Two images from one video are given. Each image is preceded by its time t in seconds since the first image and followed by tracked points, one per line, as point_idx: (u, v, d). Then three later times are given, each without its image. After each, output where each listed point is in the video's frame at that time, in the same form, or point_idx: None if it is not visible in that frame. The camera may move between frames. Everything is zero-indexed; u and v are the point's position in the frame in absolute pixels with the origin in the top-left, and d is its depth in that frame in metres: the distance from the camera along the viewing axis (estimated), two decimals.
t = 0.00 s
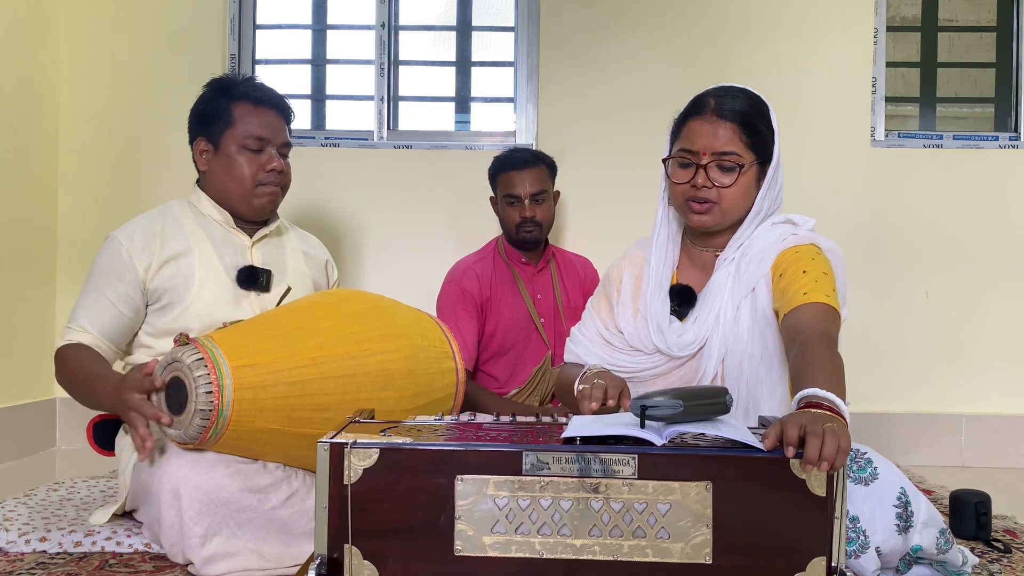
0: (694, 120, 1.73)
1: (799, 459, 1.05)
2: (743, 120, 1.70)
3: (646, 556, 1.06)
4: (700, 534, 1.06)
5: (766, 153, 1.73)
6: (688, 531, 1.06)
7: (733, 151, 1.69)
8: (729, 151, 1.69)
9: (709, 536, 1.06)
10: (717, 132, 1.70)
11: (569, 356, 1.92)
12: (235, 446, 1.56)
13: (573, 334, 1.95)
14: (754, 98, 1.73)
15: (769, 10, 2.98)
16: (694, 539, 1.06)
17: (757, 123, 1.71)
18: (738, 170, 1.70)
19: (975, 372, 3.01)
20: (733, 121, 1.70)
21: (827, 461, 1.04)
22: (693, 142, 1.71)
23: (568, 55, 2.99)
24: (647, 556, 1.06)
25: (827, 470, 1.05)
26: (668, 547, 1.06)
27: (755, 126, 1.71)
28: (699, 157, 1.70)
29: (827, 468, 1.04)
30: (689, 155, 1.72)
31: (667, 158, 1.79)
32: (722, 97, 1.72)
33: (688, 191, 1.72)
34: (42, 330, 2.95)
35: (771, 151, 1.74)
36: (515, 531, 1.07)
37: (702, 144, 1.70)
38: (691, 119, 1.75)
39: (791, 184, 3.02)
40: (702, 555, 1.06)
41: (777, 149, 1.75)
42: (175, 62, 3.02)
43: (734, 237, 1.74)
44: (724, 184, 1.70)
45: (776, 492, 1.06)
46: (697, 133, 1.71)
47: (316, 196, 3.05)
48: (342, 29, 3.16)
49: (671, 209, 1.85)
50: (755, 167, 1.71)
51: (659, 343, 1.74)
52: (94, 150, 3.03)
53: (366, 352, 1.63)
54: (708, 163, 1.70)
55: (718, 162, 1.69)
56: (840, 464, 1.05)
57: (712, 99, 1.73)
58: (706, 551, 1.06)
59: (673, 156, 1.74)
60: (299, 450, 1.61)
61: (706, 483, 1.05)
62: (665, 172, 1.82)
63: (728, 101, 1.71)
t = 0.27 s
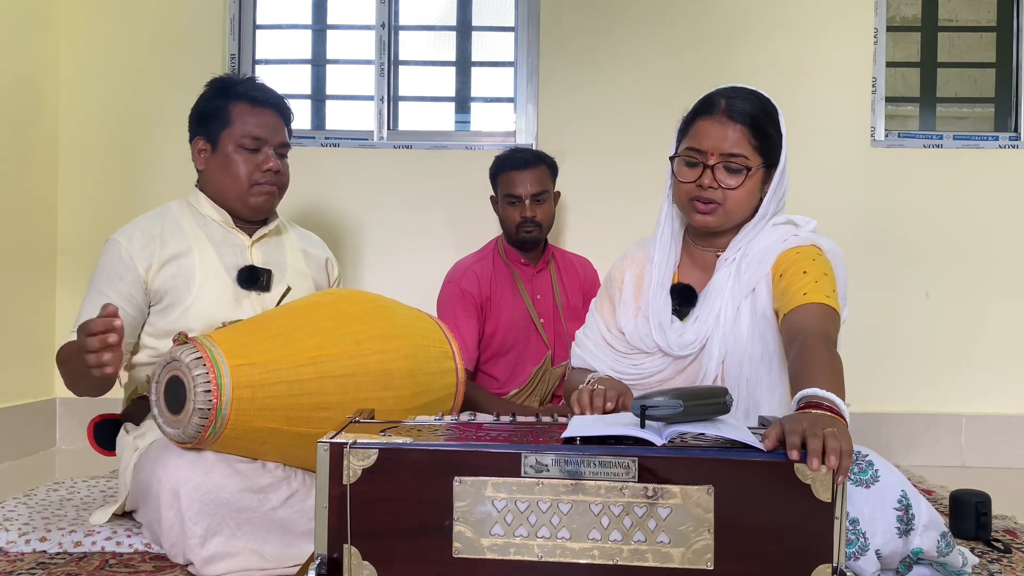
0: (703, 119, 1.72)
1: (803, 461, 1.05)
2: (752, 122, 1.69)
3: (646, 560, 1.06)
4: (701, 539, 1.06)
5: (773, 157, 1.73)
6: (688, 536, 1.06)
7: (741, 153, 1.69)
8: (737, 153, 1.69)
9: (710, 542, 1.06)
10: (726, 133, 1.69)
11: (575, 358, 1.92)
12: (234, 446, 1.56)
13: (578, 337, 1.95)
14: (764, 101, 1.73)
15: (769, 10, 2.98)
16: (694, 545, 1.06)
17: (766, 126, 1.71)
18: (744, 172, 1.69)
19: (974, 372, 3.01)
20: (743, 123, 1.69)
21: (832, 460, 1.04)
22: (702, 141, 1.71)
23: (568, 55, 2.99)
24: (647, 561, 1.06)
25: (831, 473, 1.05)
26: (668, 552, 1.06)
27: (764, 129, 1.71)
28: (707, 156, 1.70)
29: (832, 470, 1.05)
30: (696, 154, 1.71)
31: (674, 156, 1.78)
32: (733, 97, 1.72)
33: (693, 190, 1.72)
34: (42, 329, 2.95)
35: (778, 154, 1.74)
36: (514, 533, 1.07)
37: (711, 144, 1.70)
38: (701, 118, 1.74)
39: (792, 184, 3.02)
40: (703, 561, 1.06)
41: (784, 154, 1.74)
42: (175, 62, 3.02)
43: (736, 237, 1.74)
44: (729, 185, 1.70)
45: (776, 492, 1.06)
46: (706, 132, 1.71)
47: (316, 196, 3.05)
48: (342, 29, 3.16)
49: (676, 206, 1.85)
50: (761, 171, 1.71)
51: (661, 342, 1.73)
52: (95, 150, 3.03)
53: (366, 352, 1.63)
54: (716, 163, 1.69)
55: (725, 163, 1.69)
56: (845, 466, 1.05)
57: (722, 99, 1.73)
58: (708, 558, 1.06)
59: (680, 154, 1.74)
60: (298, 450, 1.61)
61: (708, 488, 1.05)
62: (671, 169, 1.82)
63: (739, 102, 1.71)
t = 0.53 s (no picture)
0: (702, 118, 1.73)
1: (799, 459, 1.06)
2: (751, 118, 1.70)
3: (646, 555, 1.06)
4: (700, 532, 1.06)
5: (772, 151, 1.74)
6: (687, 530, 1.06)
7: (742, 149, 1.70)
8: (738, 149, 1.69)
9: (709, 536, 1.06)
10: (726, 130, 1.70)
11: (575, 357, 1.92)
12: (235, 446, 1.56)
13: (577, 336, 1.94)
14: (761, 97, 1.74)
15: (769, 10, 2.98)
16: (694, 539, 1.06)
17: (764, 121, 1.72)
18: (747, 168, 1.70)
19: (974, 372, 3.01)
20: (742, 119, 1.70)
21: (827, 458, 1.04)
22: (702, 139, 1.71)
23: (568, 55, 2.99)
24: (647, 556, 1.06)
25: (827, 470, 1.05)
26: (667, 546, 1.06)
27: (762, 124, 1.72)
28: (708, 154, 1.70)
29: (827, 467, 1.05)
30: (698, 152, 1.72)
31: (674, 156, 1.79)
32: (729, 95, 1.72)
33: (696, 189, 1.72)
34: (43, 330, 2.95)
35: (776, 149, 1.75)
36: (515, 531, 1.07)
37: (712, 141, 1.70)
38: (700, 116, 1.75)
39: (791, 184, 3.02)
40: (702, 554, 1.06)
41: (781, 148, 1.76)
42: (176, 62, 3.02)
43: (735, 236, 1.74)
44: (732, 181, 1.70)
45: (776, 492, 1.06)
46: (706, 130, 1.71)
47: (316, 196, 3.05)
48: (342, 29, 3.16)
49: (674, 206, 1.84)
50: (763, 166, 1.72)
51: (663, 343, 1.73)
52: (94, 150, 3.03)
53: (367, 352, 1.63)
54: (718, 160, 1.70)
55: (727, 160, 1.69)
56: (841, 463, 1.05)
57: (719, 97, 1.73)
58: (706, 552, 1.06)
59: (681, 153, 1.74)
60: (298, 450, 1.61)
61: (706, 482, 1.06)
62: (671, 168, 1.82)
63: (736, 98, 1.71)
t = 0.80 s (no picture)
0: (684, 121, 1.74)
1: (803, 462, 1.06)
2: (733, 116, 1.71)
3: (646, 560, 1.06)
4: (701, 539, 1.06)
5: (756, 147, 1.74)
6: (688, 536, 1.06)
7: (727, 147, 1.70)
8: (722, 148, 1.69)
9: (710, 542, 1.06)
10: (708, 130, 1.70)
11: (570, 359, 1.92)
12: (235, 446, 1.56)
13: (573, 338, 1.95)
14: (741, 95, 1.74)
15: (768, 10, 2.98)
16: (694, 545, 1.06)
17: (746, 118, 1.72)
18: (732, 165, 1.70)
19: (974, 372, 3.01)
20: (723, 118, 1.70)
21: (832, 460, 1.04)
22: (686, 142, 1.72)
23: (568, 55, 2.99)
24: (647, 561, 1.06)
25: (831, 474, 1.05)
26: (668, 552, 1.06)
27: (745, 121, 1.72)
28: (693, 155, 1.71)
29: (832, 470, 1.05)
30: (683, 155, 1.72)
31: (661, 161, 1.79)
32: (709, 95, 1.73)
33: (686, 192, 1.72)
34: (42, 329, 2.95)
35: (761, 145, 1.75)
36: (514, 533, 1.07)
37: (695, 143, 1.70)
38: (681, 120, 1.75)
39: (791, 184, 3.02)
40: (703, 561, 1.06)
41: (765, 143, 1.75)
42: (175, 62, 3.02)
43: (729, 235, 1.74)
44: (720, 180, 1.70)
45: (776, 492, 1.06)
46: (688, 133, 1.72)
47: (316, 196, 3.04)
48: (342, 29, 3.16)
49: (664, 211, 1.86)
50: (749, 162, 1.72)
51: (658, 346, 1.73)
52: (95, 150, 3.03)
53: (366, 352, 1.63)
54: (704, 161, 1.70)
55: (712, 159, 1.69)
56: (845, 466, 1.05)
57: (699, 98, 1.74)
58: (708, 558, 1.06)
59: (667, 158, 1.75)
60: (298, 450, 1.61)
61: (708, 487, 1.05)
62: (659, 173, 1.82)
63: (717, 98, 1.72)
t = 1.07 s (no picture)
0: (665, 123, 1.74)
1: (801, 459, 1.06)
2: (714, 115, 1.70)
3: (646, 556, 1.06)
4: (700, 534, 1.06)
5: (741, 143, 1.73)
6: (687, 531, 1.06)
7: (708, 146, 1.69)
8: (703, 147, 1.69)
9: (709, 537, 1.06)
10: (689, 130, 1.70)
11: (562, 356, 1.92)
12: (234, 446, 1.56)
13: (566, 334, 1.95)
14: (723, 95, 1.74)
15: (768, 10, 2.98)
16: (694, 540, 1.06)
17: (729, 116, 1.72)
18: (714, 163, 1.69)
19: (974, 372, 3.01)
20: (704, 117, 1.70)
21: (829, 457, 1.04)
22: (668, 144, 1.72)
23: (568, 55, 2.99)
24: (647, 557, 1.06)
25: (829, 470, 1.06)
26: (668, 547, 1.06)
27: (727, 119, 1.71)
28: (675, 157, 1.70)
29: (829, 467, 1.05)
30: (665, 157, 1.72)
31: (645, 163, 1.79)
32: (690, 96, 1.73)
33: (670, 193, 1.72)
34: (42, 329, 2.95)
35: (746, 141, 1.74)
36: (515, 531, 1.07)
37: (676, 144, 1.70)
38: (663, 123, 1.76)
39: (791, 184, 3.02)
40: (702, 555, 1.06)
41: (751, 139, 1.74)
42: (175, 62, 3.02)
43: (722, 233, 1.74)
44: (704, 179, 1.70)
45: (775, 492, 1.06)
46: (669, 134, 1.72)
47: (316, 196, 3.04)
48: (342, 29, 3.16)
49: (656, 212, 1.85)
50: (731, 158, 1.71)
51: (652, 346, 1.74)
52: (95, 150, 3.03)
53: (365, 352, 1.63)
54: (685, 161, 1.70)
55: (694, 158, 1.69)
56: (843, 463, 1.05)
57: (680, 100, 1.74)
58: (706, 552, 1.06)
59: (651, 160, 1.75)
60: (297, 450, 1.61)
61: (706, 483, 1.05)
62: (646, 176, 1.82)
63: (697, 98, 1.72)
